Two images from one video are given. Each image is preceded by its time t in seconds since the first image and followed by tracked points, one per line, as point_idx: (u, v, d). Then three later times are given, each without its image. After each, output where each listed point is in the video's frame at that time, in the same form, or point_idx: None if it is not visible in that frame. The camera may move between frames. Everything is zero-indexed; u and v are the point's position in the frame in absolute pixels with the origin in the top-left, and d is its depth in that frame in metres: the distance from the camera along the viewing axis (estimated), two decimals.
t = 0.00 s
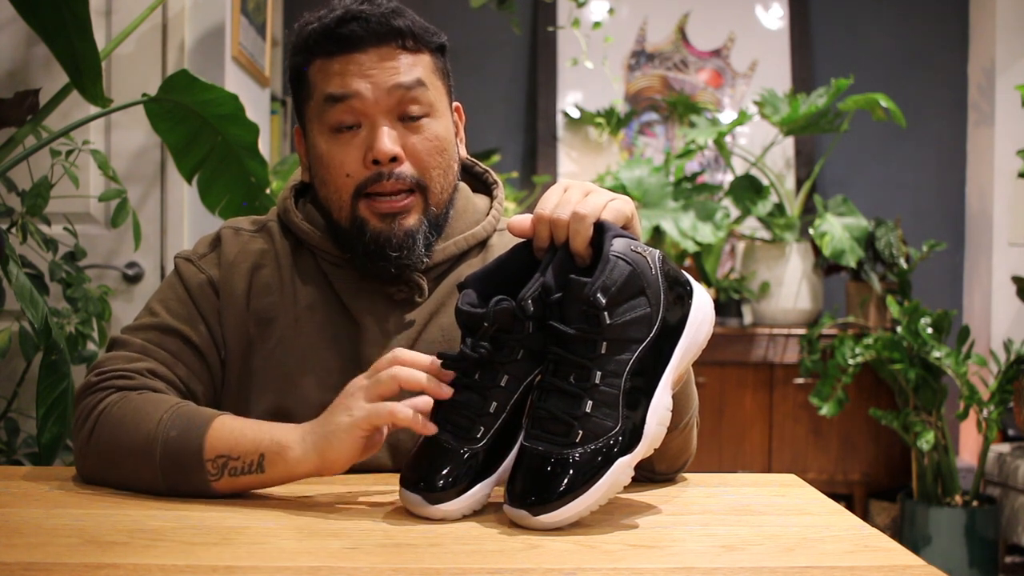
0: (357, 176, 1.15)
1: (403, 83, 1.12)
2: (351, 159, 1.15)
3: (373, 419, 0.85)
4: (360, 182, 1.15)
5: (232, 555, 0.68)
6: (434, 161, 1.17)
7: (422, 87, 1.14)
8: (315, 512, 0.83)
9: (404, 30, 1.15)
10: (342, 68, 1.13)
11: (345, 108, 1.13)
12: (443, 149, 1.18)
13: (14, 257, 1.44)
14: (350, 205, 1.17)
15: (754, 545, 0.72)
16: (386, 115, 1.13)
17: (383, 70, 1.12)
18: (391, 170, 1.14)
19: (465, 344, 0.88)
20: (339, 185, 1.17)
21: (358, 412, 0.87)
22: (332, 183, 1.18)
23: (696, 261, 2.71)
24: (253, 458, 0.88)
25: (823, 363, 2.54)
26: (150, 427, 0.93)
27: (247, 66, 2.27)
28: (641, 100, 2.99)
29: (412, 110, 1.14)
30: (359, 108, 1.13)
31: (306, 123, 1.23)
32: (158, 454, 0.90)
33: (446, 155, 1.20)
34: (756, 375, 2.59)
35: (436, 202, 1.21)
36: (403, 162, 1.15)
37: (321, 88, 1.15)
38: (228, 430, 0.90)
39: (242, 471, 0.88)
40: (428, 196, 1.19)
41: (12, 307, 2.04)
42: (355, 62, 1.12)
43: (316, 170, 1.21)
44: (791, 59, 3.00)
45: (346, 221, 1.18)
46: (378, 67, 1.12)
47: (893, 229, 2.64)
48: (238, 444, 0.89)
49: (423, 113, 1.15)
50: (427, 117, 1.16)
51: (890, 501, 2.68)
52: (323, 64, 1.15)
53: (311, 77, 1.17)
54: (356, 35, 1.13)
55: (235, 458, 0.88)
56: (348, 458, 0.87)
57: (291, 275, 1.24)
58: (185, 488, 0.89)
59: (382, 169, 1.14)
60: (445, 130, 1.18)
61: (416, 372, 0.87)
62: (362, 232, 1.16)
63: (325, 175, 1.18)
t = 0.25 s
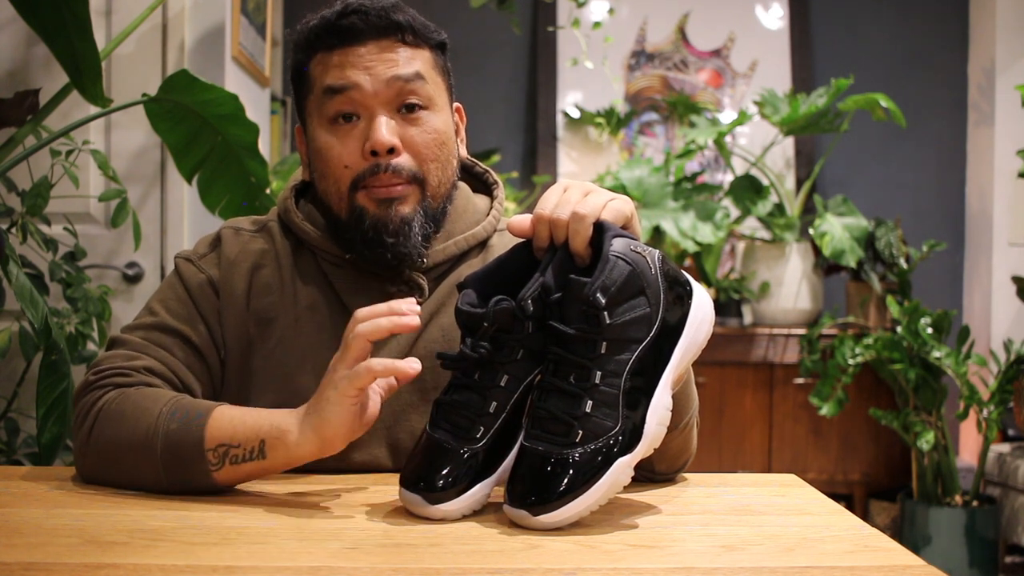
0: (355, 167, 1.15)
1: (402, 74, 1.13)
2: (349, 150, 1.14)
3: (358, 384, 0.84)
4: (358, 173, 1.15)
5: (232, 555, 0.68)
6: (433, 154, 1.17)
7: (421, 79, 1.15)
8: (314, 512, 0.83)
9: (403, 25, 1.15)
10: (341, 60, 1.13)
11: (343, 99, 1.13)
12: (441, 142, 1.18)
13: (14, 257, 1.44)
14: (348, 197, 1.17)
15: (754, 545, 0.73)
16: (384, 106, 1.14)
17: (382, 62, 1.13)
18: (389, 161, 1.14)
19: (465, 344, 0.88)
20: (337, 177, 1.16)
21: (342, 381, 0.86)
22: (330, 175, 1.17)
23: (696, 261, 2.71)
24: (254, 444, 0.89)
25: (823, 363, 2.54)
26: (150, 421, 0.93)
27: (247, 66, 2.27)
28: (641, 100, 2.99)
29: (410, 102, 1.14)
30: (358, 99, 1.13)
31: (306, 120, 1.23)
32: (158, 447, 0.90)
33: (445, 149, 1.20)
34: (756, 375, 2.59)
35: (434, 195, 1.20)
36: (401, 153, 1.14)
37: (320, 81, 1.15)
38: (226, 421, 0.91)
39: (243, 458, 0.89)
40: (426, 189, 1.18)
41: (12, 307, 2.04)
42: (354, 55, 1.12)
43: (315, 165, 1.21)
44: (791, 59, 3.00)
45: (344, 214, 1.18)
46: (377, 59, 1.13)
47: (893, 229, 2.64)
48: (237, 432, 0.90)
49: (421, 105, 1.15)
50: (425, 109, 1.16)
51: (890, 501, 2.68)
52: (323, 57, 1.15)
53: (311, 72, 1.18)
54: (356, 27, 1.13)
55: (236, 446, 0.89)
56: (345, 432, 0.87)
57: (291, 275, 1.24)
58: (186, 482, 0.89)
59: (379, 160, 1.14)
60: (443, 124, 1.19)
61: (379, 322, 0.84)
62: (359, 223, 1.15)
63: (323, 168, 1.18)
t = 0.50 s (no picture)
0: (355, 165, 1.15)
1: (401, 73, 1.13)
2: (348, 148, 1.15)
3: (364, 405, 0.83)
4: (357, 170, 1.15)
5: (232, 555, 0.68)
6: (431, 153, 1.18)
7: (421, 77, 1.15)
8: (313, 512, 0.83)
9: (404, 25, 1.15)
10: (340, 58, 1.13)
11: (343, 97, 1.13)
12: (440, 141, 1.19)
13: (15, 256, 1.44)
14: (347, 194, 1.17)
15: (754, 545, 0.73)
16: (383, 105, 1.14)
17: (382, 61, 1.12)
18: (387, 159, 1.14)
19: (465, 344, 0.88)
20: (336, 174, 1.17)
21: (348, 398, 0.84)
22: (328, 173, 1.18)
23: (695, 261, 2.71)
24: (255, 452, 0.89)
25: (823, 363, 2.54)
26: (152, 424, 0.93)
27: (247, 66, 2.27)
28: (641, 100, 2.99)
29: (409, 101, 1.15)
30: (357, 98, 1.13)
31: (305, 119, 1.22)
32: (160, 451, 0.90)
33: (444, 148, 1.20)
34: (755, 375, 2.59)
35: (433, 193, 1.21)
36: (399, 151, 1.15)
37: (320, 79, 1.15)
38: (229, 426, 0.91)
39: (242, 466, 0.88)
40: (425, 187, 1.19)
41: (12, 307, 2.04)
42: (354, 53, 1.12)
43: (314, 162, 1.21)
44: (791, 60, 3.00)
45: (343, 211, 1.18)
46: (377, 58, 1.12)
47: (893, 229, 2.64)
48: (239, 439, 0.89)
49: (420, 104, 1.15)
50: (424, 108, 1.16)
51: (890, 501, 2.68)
52: (322, 56, 1.15)
53: (311, 70, 1.17)
54: (356, 26, 1.13)
55: (236, 453, 0.89)
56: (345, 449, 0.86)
57: (291, 275, 1.24)
58: (185, 485, 0.89)
59: (378, 158, 1.14)
60: (442, 123, 1.19)
61: (396, 343, 0.82)
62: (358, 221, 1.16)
63: (322, 165, 1.18)
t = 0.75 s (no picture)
0: (353, 163, 1.15)
1: (400, 73, 1.13)
2: (347, 147, 1.15)
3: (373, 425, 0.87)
4: (355, 169, 1.16)
5: (232, 555, 0.68)
6: (430, 152, 1.18)
7: (419, 77, 1.15)
8: (313, 511, 0.83)
9: (402, 24, 1.15)
10: (339, 58, 1.13)
11: (341, 96, 1.13)
12: (439, 140, 1.19)
13: (14, 256, 1.44)
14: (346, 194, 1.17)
15: (754, 545, 0.73)
16: (381, 104, 1.14)
17: (380, 60, 1.13)
18: (385, 158, 1.14)
19: (465, 344, 0.88)
20: (335, 173, 1.17)
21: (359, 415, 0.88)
22: (327, 172, 1.18)
23: (695, 261, 2.71)
24: (255, 456, 0.89)
25: (823, 363, 2.54)
26: (152, 426, 0.93)
27: (247, 66, 2.27)
28: (641, 100, 2.99)
29: (408, 101, 1.15)
30: (356, 97, 1.13)
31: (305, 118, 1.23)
32: (160, 452, 0.90)
33: (443, 147, 1.20)
34: (755, 375, 2.59)
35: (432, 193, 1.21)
36: (397, 151, 1.15)
37: (318, 79, 1.16)
38: (229, 430, 0.91)
39: (242, 471, 0.89)
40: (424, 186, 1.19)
41: (12, 307, 2.04)
42: (353, 52, 1.12)
43: (313, 161, 1.21)
44: (791, 60, 3.00)
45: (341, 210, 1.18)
46: (376, 57, 1.13)
47: (893, 229, 2.64)
48: (239, 443, 0.89)
49: (419, 104, 1.15)
50: (423, 108, 1.16)
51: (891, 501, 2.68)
52: (321, 55, 1.15)
53: (310, 70, 1.18)
54: (354, 25, 1.13)
55: (237, 457, 0.89)
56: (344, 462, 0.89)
57: (290, 276, 1.24)
58: (184, 488, 0.89)
59: (377, 157, 1.14)
60: (441, 123, 1.19)
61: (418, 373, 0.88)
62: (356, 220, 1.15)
63: (321, 165, 1.18)
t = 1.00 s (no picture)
0: (354, 163, 1.15)
1: (401, 73, 1.13)
2: (348, 147, 1.15)
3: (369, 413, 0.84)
4: (356, 169, 1.15)
5: (232, 555, 0.68)
6: (431, 152, 1.17)
7: (420, 77, 1.15)
8: (312, 511, 0.83)
9: (403, 24, 1.16)
10: (340, 58, 1.13)
11: (342, 96, 1.13)
12: (440, 140, 1.18)
13: (15, 256, 1.44)
14: (347, 194, 1.17)
15: (754, 545, 0.73)
16: (382, 104, 1.14)
17: (381, 61, 1.13)
18: (387, 159, 1.14)
19: (466, 344, 0.89)
20: (336, 173, 1.17)
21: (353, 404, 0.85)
22: (329, 173, 1.18)
23: (695, 261, 2.71)
24: (255, 452, 0.89)
25: (823, 363, 2.54)
26: (152, 424, 0.93)
27: (247, 66, 2.27)
28: (641, 100, 2.99)
29: (409, 101, 1.15)
30: (357, 97, 1.13)
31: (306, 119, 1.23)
32: (161, 451, 0.90)
33: (444, 147, 1.20)
34: (755, 375, 2.59)
35: (433, 193, 1.20)
36: (399, 151, 1.14)
37: (319, 79, 1.16)
38: (229, 426, 0.91)
39: (242, 467, 0.88)
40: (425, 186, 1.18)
41: (12, 307, 2.04)
42: (354, 52, 1.13)
43: (314, 162, 1.21)
44: (791, 60, 3.00)
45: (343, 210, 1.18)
46: (376, 57, 1.13)
47: (893, 229, 2.64)
48: (239, 439, 0.89)
49: (420, 104, 1.15)
50: (424, 108, 1.16)
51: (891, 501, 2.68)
52: (322, 56, 1.16)
53: (311, 70, 1.18)
54: (355, 25, 1.13)
55: (237, 453, 0.89)
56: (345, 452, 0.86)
57: (291, 275, 1.24)
58: (184, 485, 0.89)
59: (378, 158, 1.14)
60: (442, 123, 1.19)
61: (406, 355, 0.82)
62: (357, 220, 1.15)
63: (323, 165, 1.18)
